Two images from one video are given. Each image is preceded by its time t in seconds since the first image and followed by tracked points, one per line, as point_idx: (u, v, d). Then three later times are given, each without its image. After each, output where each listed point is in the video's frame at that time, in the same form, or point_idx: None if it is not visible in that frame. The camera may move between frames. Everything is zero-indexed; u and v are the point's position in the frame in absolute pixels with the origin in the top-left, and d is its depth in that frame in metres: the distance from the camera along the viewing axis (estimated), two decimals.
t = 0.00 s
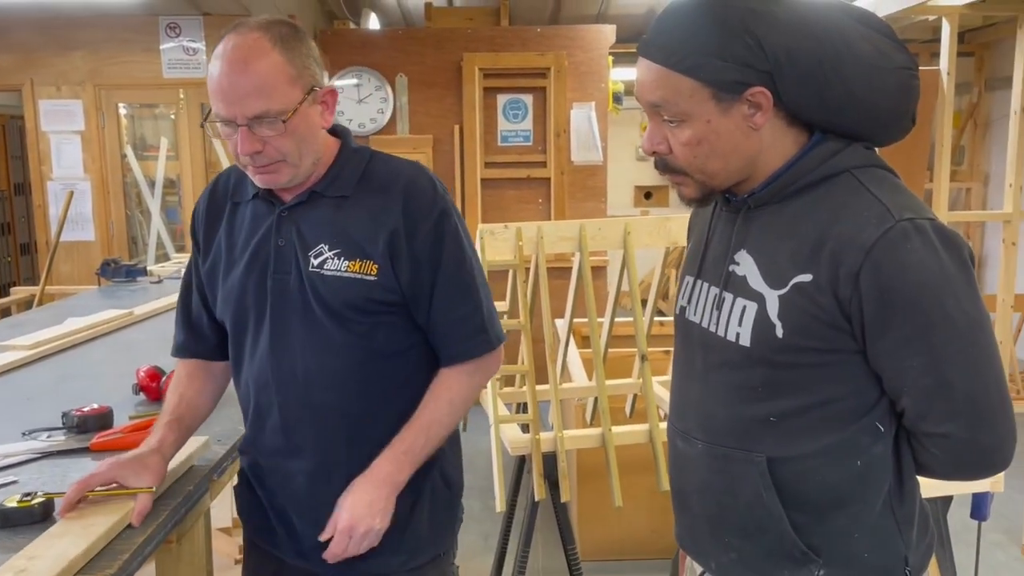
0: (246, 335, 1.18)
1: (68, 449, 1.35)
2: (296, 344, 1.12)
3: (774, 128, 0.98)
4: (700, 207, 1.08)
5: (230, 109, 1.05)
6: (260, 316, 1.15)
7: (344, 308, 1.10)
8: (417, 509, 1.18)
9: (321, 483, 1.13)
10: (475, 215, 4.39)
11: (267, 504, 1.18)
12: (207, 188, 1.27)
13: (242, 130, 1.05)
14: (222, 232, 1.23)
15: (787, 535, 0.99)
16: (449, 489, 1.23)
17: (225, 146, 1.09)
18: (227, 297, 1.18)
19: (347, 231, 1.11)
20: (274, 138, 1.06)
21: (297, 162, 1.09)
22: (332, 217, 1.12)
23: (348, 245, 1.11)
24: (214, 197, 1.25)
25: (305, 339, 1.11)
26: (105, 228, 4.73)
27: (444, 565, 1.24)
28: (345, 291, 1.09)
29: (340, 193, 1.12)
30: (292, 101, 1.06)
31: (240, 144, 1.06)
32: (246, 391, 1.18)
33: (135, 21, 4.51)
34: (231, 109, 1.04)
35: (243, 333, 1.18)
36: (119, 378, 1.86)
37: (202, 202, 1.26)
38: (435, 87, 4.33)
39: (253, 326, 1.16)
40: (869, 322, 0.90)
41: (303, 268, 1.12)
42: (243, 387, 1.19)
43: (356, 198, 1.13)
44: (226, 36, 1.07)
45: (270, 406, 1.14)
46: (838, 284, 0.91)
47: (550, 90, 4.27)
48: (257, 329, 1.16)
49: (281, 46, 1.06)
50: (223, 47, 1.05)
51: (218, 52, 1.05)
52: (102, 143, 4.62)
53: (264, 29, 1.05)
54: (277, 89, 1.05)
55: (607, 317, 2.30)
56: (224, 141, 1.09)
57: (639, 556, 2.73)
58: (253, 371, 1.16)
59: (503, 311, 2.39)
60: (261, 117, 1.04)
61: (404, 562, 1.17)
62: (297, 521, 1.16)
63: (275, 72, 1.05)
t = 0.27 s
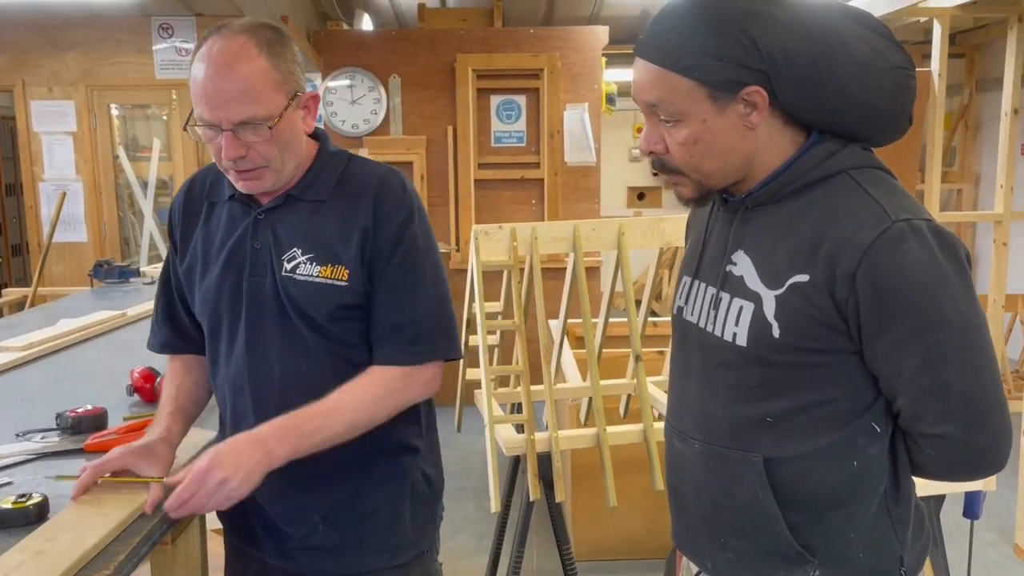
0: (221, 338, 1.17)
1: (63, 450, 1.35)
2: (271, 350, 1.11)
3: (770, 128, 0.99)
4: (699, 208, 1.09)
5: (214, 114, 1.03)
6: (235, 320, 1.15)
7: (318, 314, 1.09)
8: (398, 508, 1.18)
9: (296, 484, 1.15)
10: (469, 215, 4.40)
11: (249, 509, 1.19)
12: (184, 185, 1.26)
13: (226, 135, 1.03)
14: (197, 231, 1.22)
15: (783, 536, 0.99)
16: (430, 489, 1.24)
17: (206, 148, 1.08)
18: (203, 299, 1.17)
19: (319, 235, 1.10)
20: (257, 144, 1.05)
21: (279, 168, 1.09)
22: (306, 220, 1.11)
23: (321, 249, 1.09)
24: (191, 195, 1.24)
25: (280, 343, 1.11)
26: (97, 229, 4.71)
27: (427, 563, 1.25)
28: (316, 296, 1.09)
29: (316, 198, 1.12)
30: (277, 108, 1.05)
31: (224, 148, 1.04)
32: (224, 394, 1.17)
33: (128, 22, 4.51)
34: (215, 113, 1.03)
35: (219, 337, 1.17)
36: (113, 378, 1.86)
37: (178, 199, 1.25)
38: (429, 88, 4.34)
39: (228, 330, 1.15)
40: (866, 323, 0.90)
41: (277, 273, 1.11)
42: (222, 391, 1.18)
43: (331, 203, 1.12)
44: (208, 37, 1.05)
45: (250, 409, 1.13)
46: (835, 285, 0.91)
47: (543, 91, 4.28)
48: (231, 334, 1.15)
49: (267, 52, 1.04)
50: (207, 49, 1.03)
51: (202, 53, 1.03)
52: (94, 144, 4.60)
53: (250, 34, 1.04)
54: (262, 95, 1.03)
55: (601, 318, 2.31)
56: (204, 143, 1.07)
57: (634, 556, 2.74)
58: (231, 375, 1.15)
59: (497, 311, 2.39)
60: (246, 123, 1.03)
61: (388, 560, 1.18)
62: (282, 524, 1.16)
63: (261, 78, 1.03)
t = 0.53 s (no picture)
0: (196, 343, 1.17)
1: (63, 449, 1.35)
2: (240, 355, 1.12)
3: (771, 127, 0.99)
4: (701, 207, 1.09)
5: (185, 123, 1.02)
6: (206, 325, 1.15)
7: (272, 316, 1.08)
8: (377, 509, 1.22)
9: (283, 486, 1.18)
10: (467, 215, 4.41)
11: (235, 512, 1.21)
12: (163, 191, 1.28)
13: (197, 145, 1.03)
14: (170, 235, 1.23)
15: (781, 535, 1.00)
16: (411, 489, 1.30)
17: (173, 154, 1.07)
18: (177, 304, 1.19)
19: (278, 237, 1.09)
20: (228, 154, 1.05)
21: (245, 178, 1.10)
22: (268, 222, 1.11)
23: (279, 251, 1.08)
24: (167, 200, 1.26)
25: (247, 348, 1.12)
26: (95, 229, 4.71)
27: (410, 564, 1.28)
28: (272, 298, 1.08)
29: (278, 200, 1.11)
30: (246, 117, 1.04)
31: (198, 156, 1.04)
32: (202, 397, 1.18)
33: (126, 23, 4.51)
34: (186, 123, 1.02)
35: (194, 341, 1.18)
36: (113, 378, 1.86)
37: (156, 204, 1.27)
38: (426, 89, 4.34)
39: (201, 335, 1.16)
40: (865, 323, 0.91)
41: (241, 277, 1.11)
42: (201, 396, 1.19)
43: (293, 204, 1.10)
44: (178, 42, 1.03)
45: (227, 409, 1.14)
46: (834, 285, 0.92)
47: (541, 92, 4.29)
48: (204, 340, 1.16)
49: (236, 60, 1.03)
50: (177, 54, 1.01)
51: (170, 60, 1.01)
52: (92, 144, 4.60)
53: (219, 41, 1.02)
54: (233, 107, 1.03)
55: (600, 318, 2.32)
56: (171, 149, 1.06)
57: (632, 556, 2.75)
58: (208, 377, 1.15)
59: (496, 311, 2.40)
60: (217, 134, 1.03)
61: (373, 558, 1.20)
62: (269, 523, 1.18)
63: (233, 88, 1.03)
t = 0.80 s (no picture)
0: (183, 348, 1.18)
1: (67, 446, 1.34)
2: (234, 361, 1.14)
3: (772, 126, 0.99)
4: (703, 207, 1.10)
5: (172, 134, 1.02)
6: (196, 333, 1.17)
7: (265, 328, 1.10)
8: (371, 507, 1.25)
9: (276, 488, 1.23)
10: (468, 215, 4.42)
11: (230, 515, 1.26)
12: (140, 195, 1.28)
13: (184, 155, 1.03)
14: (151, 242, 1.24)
15: (780, 534, 1.01)
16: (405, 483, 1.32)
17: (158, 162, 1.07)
18: (164, 311, 1.20)
19: (270, 250, 1.11)
20: (215, 164, 1.06)
21: (233, 186, 1.10)
22: (257, 233, 1.13)
23: (272, 264, 1.10)
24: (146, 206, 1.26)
25: (239, 357, 1.14)
26: (98, 229, 4.72)
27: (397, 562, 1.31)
28: (266, 311, 1.10)
29: (266, 209, 1.12)
30: (233, 128, 1.05)
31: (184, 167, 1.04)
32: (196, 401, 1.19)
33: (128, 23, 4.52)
34: (172, 133, 1.02)
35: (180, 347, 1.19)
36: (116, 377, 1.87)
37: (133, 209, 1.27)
38: (428, 89, 4.35)
39: (189, 343, 1.18)
40: (864, 323, 0.92)
41: (232, 288, 1.13)
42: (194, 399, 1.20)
43: (282, 214, 1.12)
44: (164, 51, 1.02)
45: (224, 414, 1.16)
46: (835, 285, 0.92)
47: (542, 92, 4.30)
48: (194, 347, 1.17)
49: (224, 71, 1.03)
50: (165, 64, 1.01)
51: (158, 70, 1.00)
52: (95, 144, 4.61)
53: (207, 51, 1.02)
54: (221, 119, 1.03)
55: (601, 318, 2.33)
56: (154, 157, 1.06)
57: (633, 554, 2.76)
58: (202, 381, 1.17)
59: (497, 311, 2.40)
60: (205, 145, 1.03)
61: (359, 553, 1.24)
62: (266, 523, 1.24)
63: (221, 101, 1.03)
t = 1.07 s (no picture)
0: (198, 361, 1.19)
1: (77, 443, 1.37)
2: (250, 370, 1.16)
3: (773, 128, 1.00)
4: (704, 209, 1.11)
5: (198, 154, 1.02)
6: (214, 345, 1.18)
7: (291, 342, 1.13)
8: (375, 508, 1.26)
9: (284, 489, 1.24)
10: (474, 216, 4.44)
11: (238, 515, 1.27)
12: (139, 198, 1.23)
13: (209, 176, 1.03)
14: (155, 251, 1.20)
15: (779, 532, 1.01)
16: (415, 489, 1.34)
17: (179, 178, 1.06)
18: (177, 324, 1.19)
19: (297, 266, 1.14)
20: (239, 185, 1.06)
21: (256, 206, 1.11)
22: (283, 247, 1.15)
23: (299, 281, 1.13)
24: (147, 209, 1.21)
25: (258, 368, 1.16)
26: (105, 228, 4.75)
27: (410, 564, 1.33)
28: (293, 325, 1.12)
29: (291, 222, 1.15)
30: (260, 152, 1.05)
31: (207, 186, 1.04)
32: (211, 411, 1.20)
33: (135, 23, 4.54)
34: (199, 154, 1.02)
35: (195, 360, 1.19)
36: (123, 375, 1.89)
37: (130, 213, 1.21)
38: (434, 89, 4.36)
39: (205, 354, 1.18)
40: (863, 323, 0.92)
41: (257, 303, 1.15)
42: (209, 406, 1.21)
43: (306, 228, 1.15)
44: (195, 68, 1.02)
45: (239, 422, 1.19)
46: (833, 285, 0.93)
47: (548, 92, 4.31)
48: (211, 360, 1.18)
49: (256, 94, 1.04)
50: (198, 84, 1.00)
51: (190, 89, 1.00)
52: (103, 144, 4.64)
53: (241, 72, 1.03)
54: (248, 142, 1.03)
55: (605, 318, 2.34)
56: (175, 172, 1.05)
57: (636, 553, 2.77)
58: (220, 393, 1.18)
59: (501, 310, 2.41)
60: (232, 168, 1.03)
61: (374, 556, 1.26)
62: (274, 524, 1.25)
63: (250, 124, 1.03)
